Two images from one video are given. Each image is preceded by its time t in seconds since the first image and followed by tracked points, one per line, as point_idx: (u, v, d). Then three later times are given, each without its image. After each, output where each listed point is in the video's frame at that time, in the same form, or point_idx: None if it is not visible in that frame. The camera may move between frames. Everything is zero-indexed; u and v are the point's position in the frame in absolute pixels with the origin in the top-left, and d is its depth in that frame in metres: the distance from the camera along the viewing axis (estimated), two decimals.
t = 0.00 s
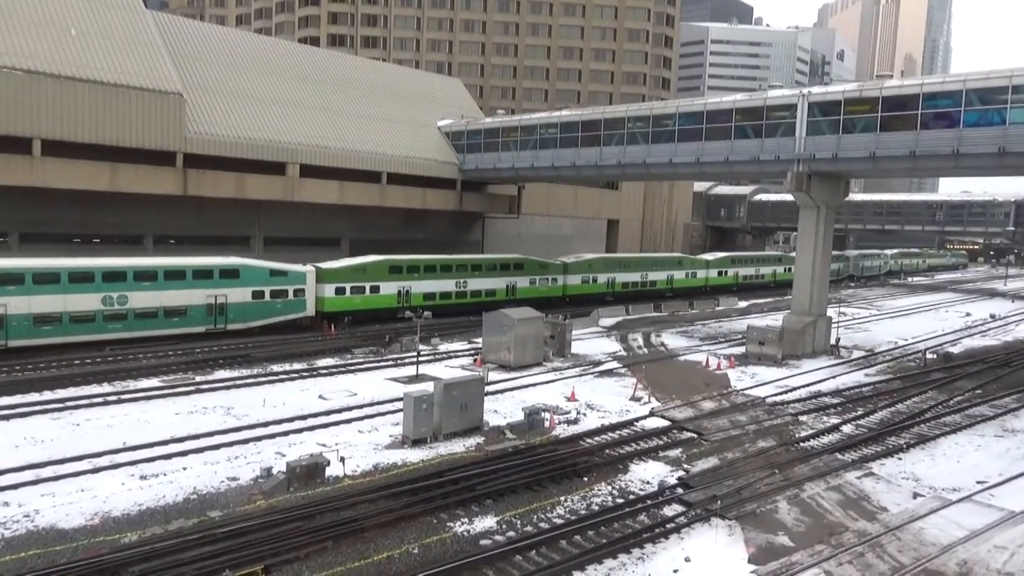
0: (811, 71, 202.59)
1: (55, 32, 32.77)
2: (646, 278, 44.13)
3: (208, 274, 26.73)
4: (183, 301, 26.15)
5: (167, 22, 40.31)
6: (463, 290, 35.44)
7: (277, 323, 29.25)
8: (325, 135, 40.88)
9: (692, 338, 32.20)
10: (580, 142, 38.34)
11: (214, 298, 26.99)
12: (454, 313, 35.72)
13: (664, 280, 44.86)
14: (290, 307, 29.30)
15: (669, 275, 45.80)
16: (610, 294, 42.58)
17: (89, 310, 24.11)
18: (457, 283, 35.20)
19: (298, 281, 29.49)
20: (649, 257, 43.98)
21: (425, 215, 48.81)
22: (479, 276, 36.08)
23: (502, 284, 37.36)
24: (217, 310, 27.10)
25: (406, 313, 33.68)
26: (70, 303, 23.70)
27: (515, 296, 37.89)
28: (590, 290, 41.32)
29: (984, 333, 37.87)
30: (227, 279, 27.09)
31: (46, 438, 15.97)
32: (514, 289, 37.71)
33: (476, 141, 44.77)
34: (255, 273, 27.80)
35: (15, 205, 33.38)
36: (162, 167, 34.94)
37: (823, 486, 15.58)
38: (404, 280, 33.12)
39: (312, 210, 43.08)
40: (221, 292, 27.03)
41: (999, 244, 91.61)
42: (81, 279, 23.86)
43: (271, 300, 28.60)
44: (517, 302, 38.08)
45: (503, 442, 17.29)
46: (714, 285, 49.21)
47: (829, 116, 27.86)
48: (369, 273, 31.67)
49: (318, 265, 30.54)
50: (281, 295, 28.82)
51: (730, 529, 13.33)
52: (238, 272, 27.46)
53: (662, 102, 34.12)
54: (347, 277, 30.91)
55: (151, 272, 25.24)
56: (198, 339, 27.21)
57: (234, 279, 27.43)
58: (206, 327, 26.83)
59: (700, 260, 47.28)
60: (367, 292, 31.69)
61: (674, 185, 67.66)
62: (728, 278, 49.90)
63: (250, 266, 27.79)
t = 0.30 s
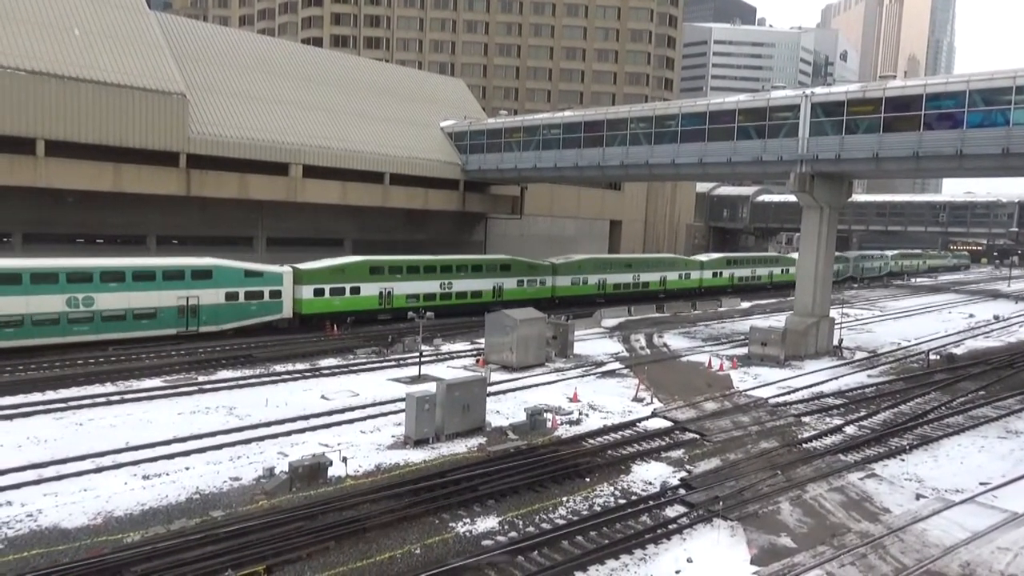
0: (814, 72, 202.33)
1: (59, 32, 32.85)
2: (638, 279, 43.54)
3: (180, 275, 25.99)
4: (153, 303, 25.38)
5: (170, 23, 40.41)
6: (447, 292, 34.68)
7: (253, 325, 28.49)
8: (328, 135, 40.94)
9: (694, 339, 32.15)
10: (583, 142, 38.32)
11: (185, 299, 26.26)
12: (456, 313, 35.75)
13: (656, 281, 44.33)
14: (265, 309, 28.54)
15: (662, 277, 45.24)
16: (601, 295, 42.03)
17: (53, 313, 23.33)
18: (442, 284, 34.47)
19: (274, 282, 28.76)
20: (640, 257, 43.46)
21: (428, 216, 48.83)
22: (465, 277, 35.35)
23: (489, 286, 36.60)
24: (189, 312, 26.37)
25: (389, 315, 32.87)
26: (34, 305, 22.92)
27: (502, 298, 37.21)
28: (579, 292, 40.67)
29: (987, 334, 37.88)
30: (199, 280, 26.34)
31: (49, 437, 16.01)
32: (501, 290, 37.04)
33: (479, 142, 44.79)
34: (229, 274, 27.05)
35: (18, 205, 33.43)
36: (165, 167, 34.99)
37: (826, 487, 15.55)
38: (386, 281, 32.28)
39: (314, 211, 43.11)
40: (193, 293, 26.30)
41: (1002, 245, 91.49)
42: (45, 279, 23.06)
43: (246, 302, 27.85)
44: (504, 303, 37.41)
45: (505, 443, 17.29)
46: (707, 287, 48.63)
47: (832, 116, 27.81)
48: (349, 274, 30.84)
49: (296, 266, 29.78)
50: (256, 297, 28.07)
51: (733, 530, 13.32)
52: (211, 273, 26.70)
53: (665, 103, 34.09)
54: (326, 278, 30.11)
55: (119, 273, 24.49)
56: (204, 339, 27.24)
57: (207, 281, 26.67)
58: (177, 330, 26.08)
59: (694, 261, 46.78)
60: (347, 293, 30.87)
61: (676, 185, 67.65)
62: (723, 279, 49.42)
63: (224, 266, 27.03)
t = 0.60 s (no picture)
0: (816, 72, 202.16)
1: (61, 34, 32.90)
2: (629, 280, 43.20)
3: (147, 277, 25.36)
4: (119, 306, 24.75)
5: (171, 25, 40.43)
6: (429, 293, 34.02)
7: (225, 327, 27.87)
8: (330, 136, 40.98)
9: (695, 340, 32.12)
10: (584, 143, 38.32)
11: (153, 302, 25.61)
12: (458, 314, 35.80)
13: (646, 283, 43.77)
14: (238, 312, 27.90)
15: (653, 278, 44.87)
16: (590, 297, 41.58)
17: (14, 316, 22.69)
18: (424, 285, 33.82)
19: (247, 284, 28.13)
20: (631, 258, 43.21)
21: (429, 217, 48.85)
22: (447, 278, 34.64)
23: (473, 287, 35.88)
24: (157, 315, 25.74)
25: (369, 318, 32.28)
26: None
27: (487, 300, 36.47)
28: (567, 293, 40.08)
29: (989, 335, 37.90)
30: (167, 283, 25.71)
31: (50, 439, 16.01)
32: (486, 292, 36.32)
33: (480, 143, 44.81)
34: (199, 276, 26.42)
35: (19, 206, 33.44)
36: (166, 168, 35.02)
37: (828, 488, 15.53)
38: (365, 283, 31.72)
39: (315, 212, 43.13)
40: (161, 296, 25.67)
41: (1004, 245, 91.39)
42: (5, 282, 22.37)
43: (217, 305, 27.19)
44: (490, 305, 36.69)
45: (506, 443, 17.29)
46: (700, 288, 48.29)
47: (833, 117, 27.79)
48: (326, 276, 30.30)
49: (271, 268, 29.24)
50: (228, 300, 27.43)
51: (734, 531, 13.30)
52: (180, 275, 26.07)
53: (666, 103, 34.10)
54: (303, 280, 29.59)
55: (82, 275, 23.84)
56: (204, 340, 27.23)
57: (176, 283, 26.06)
58: (144, 334, 25.46)
59: (687, 261, 46.40)
60: (324, 295, 30.35)
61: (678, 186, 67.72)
62: (717, 280, 49.17)
63: (194, 268, 26.40)
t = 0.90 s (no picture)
0: (816, 72, 202.23)
1: (62, 36, 32.92)
2: (619, 280, 42.68)
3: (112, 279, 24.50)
4: (82, 309, 23.92)
5: (171, 26, 40.42)
6: (410, 295, 33.31)
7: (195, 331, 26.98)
8: (331, 138, 41.02)
9: (696, 340, 32.12)
10: (584, 143, 38.32)
11: (119, 305, 24.74)
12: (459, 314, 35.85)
13: (637, 284, 43.19)
14: (208, 315, 27.00)
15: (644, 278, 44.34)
16: (578, 297, 41.02)
17: None
18: (404, 287, 33.11)
19: (218, 287, 27.25)
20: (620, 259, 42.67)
21: (429, 218, 48.87)
22: (428, 280, 33.94)
23: (455, 289, 35.14)
24: (123, 319, 24.87)
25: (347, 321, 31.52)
26: None
27: (471, 302, 35.77)
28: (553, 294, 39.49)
29: (990, 334, 37.90)
30: (133, 285, 24.84)
31: (52, 440, 16.02)
32: (469, 294, 35.62)
33: (480, 143, 44.83)
34: (167, 279, 25.57)
35: (19, 207, 33.44)
36: (166, 170, 35.02)
37: (828, 488, 15.53)
38: (342, 285, 30.94)
39: (315, 213, 43.13)
40: (127, 299, 24.79)
41: (1005, 245, 91.46)
42: None
43: (187, 308, 26.33)
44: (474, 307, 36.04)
45: (507, 444, 17.30)
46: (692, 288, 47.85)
47: (833, 117, 27.78)
48: (301, 277, 29.52)
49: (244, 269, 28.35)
50: (198, 303, 26.57)
51: (735, 531, 13.31)
52: (147, 277, 25.23)
53: (666, 104, 34.10)
54: (277, 281, 28.80)
55: (42, 277, 22.95)
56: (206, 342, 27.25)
57: (143, 285, 25.20)
58: (109, 338, 24.59)
59: (679, 262, 45.87)
60: (299, 298, 29.52)
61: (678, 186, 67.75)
62: (709, 280, 48.78)
63: (161, 270, 25.53)
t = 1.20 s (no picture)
0: (816, 73, 202.24)
1: (62, 36, 32.91)
2: (607, 283, 41.97)
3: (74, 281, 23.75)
4: (42, 311, 23.17)
5: (172, 26, 40.41)
6: (389, 297, 32.42)
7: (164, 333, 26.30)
8: (331, 139, 41.03)
9: (696, 341, 32.12)
10: (585, 144, 38.32)
11: (81, 307, 24.00)
12: (461, 314, 35.93)
13: (625, 286, 42.50)
14: (176, 318, 26.25)
15: (633, 280, 43.57)
16: (564, 300, 40.26)
17: None
18: (383, 289, 32.20)
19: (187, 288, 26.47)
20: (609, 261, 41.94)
21: (429, 218, 48.87)
22: (408, 281, 33.04)
23: (438, 290, 34.20)
24: (85, 321, 24.14)
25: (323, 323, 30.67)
26: None
27: (454, 305, 34.80)
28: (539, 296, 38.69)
29: (989, 336, 37.89)
30: (96, 286, 24.11)
31: (52, 440, 16.03)
32: (452, 296, 34.68)
33: (481, 144, 44.85)
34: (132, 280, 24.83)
35: (19, 208, 33.42)
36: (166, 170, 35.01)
37: (829, 489, 15.52)
38: (318, 286, 29.99)
39: (315, 214, 43.15)
40: (89, 301, 24.06)
41: (1005, 246, 91.47)
42: None
43: (154, 310, 25.60)
44: (455, 310, 35.10)
45: (507, 445, 17.29)
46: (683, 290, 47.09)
47: (834, 118, 27.78)
48: (275, 279, 28.56)
49: (216, 270, 27.41)
50: (166, 304, 25.81)
51: (735, 532, 13.30)
52: (111, 278, 24.52)
53: (666, 105, 34.12)
54: (249, 283, 27.82)
55: None
56: (206, 342, 27.28)
57: (105, 287, 24.45)
58: (71, 340, 23.87)
59: (669, 264, 45.14)
60: (273, 300, 28.56)
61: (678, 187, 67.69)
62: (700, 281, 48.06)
63: (125, 271, 24.80)
